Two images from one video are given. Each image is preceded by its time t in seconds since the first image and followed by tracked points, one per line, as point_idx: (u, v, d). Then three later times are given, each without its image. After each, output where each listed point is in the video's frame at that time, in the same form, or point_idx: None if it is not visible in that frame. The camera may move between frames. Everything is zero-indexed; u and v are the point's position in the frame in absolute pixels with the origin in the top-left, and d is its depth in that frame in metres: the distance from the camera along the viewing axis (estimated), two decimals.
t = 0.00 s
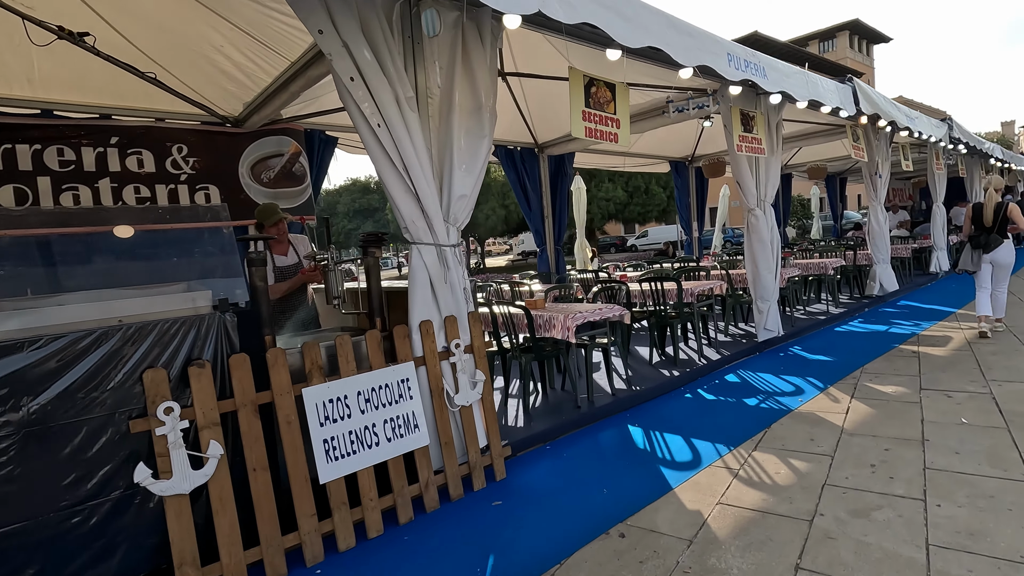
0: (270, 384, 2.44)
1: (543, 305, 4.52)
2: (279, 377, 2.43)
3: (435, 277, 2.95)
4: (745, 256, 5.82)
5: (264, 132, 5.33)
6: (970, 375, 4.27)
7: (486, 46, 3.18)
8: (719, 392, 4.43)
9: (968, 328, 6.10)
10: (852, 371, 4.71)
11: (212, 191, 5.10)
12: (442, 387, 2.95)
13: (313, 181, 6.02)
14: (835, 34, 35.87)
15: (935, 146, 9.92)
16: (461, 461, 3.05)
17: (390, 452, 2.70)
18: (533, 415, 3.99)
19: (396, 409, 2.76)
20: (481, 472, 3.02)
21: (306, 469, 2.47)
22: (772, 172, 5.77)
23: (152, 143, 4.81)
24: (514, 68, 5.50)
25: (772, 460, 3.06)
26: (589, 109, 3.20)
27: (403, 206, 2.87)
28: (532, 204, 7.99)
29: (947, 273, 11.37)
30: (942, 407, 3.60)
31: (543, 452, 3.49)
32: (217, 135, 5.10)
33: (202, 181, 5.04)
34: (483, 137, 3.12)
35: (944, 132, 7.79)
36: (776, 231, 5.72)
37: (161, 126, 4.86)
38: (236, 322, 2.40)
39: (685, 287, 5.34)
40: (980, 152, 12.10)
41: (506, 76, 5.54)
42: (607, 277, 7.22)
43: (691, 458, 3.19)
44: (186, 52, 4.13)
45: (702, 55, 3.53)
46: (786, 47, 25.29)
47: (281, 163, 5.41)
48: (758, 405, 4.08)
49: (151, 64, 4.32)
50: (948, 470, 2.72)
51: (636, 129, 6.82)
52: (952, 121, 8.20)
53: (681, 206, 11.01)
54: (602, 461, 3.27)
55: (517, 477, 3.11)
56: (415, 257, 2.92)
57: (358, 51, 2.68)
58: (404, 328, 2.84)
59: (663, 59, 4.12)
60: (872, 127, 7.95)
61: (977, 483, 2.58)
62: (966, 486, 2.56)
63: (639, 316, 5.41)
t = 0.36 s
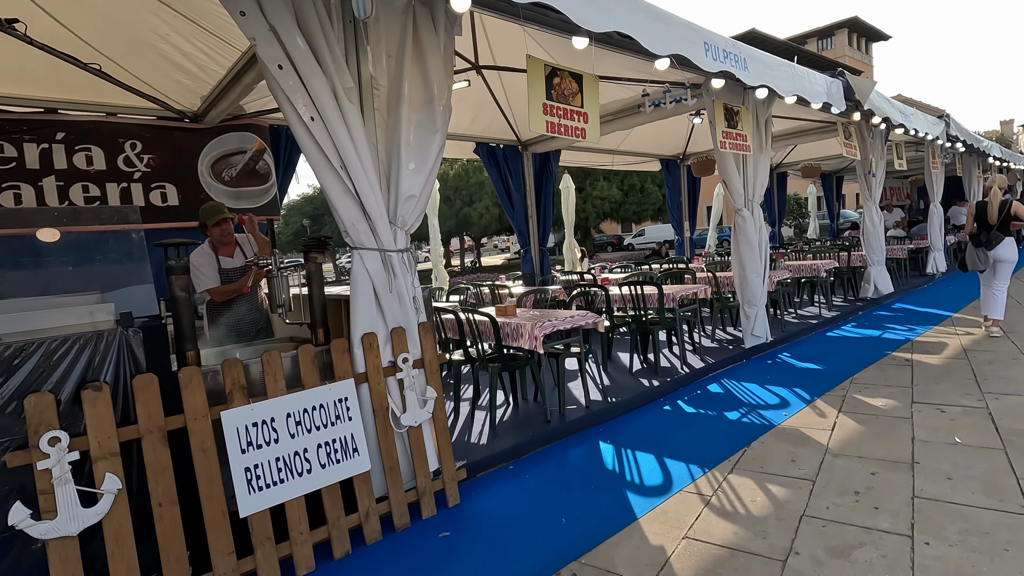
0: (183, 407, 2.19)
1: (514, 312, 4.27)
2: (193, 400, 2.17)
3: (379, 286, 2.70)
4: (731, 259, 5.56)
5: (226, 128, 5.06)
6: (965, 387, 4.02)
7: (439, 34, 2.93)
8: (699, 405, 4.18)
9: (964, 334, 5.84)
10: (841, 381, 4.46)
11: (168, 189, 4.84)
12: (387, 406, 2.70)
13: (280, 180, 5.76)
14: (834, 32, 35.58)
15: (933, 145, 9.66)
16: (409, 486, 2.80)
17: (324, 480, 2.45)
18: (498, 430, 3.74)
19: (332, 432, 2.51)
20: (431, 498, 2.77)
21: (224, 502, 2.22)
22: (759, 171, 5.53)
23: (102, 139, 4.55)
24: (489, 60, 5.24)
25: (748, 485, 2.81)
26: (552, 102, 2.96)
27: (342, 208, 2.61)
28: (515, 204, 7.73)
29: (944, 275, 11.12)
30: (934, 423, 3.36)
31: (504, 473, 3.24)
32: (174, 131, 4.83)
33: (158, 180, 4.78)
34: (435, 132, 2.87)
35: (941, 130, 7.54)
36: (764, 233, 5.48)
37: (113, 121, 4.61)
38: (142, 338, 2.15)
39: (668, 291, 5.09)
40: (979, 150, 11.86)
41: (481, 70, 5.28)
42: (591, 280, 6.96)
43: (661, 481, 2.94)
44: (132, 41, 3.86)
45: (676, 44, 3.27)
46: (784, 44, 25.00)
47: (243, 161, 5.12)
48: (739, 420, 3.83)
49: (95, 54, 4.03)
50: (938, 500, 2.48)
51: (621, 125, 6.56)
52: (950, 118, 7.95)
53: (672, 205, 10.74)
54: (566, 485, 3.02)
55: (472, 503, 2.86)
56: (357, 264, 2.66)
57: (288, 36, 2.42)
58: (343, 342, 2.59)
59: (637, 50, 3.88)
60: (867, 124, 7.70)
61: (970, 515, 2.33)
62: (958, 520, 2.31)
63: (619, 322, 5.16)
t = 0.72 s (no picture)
0: (92, 438, 1.91)
1: (492, 320, 4.01)
2: (103, 431, 1.90)
3: (328, 298, 2.43)
4: (725, 262, 5.30)
5: (191, 125, 4.76)
6: (972, 400, 3.77)
7: (399, 19, 2.66)
8: (689, 419, 3.92)
9: (968, 340, 5.60)
10: (841, 393, 4.20)
11: (128, 190, 4.57)
12: (338, 431, 2.43)
13: (252, 179, 5.49)
14: (832, 30, 35.36)
15: (933, 143, 9.41)
16: (364, 518, 2.54)
17: (262, 516, 2.19)
18: (472, 449, 3.47)
19: (272, 461, 2.24)
20: (388, 532, 2.51)
21: (140, 546, 1.94)
22: (754, 170, 5.28)
23: (55, 136, 4.27)
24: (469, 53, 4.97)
25: (738, 515, 2.55)
26: (521, 95, 2.73)
27: (285, 212, 2.35)
28: (502, 204, 7.47)
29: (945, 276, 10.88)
30: (942, 443, 3.11)
31: (474, 499, 2.97)
32: (133, 128, 4.56)
33: (117, 180, 4.52)
34: (392, 128, 2.60)
35: (943, 127, 7.29)
36: (759, 235, 5.22)
37: (66, 117, 4.32)
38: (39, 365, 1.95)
39: (657, 297, 4.82)
40: (980, 149, 11.61)
41: (462, 64, 5.02)
42: (580, 283, 6.70)
43: (644, 510, 2.68)
44: (79, 32, 3.59)
45: (661, 32, 3.00)
46: (781, 42, 24.78)
47: (209, 160, 4.86)
48: (731, 437, 3.56)
49: (41, 47, 3.70)
50: (949, 537, 2.22)
51: (610, 122, 6.30)
52: (951, 115, 7.70)
53: (667, 205, 10.43)
54: (541, 514, 2.76)
55: (436, 536, 2.60)
56: (303, 273, 2.40)
57: (218, 19, 2.14)
58: (287, 361, 2.32)
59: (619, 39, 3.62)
60: (866, 121, 7.46)
61: (986, 557, 2.08)
62: (972, 562, 2.06)
63: (606, 329, 4.90)
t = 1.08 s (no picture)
0: None
1: (473, 326, 3.65)
2: None
3: (269, 305, 2.08)
4: (726, 262, 4.96)
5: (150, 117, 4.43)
6: (999, 413, 3.45)
7: None
8: (689, 435, 3.57)
9: (984, 345, 5.28)
10: (853, 405, 3.86)
11: (80, 186, 4.17)
12: (282, 460, 2.08)
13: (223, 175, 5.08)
14: (829, 30, 35.23)
15: (938, 139, 9.12)
16: (313, 560, 2.19)
17: (183, 566, 1.84)
18: (447, 472, 3.11)
19: (197, 500, 1.89)
20: None
21: None
22: (756, 164, 4.96)
23: None
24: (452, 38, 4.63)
25: (748, 554, 2.22)
26: (496, 70, 2.43)
27: (216, 205, 1.99)
28: (491, 202, 7.12)
29: (949, 276, 10.59)
30: (973, 465, 2.78)
31: (447, 531, 2.62)
32: (86, 118, 4.17)
33: (67, 174, 4.11)
34: (347, 108, 2.25)
35: (953, 121, 6.98)
36: (763, 234, 4.89)
37: (11, 106, 3.91)
38: None
39: (654, 299, 4.47)
40: (984, 145, 11.33)
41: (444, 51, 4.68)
42: (573, 286, 6.36)
43: (639, 547, 2.34)
44: (14, 9, 3.24)
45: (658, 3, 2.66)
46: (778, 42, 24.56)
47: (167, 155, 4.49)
48: (735, 456, 3.21)
49: None
50: None
51: (605, 115, 5.96)
52: (960, 109, 7.39)
53: (664, 204, 10.14)
54: (521, 550, 2.42)
55: None
56: (238, 276, 2.05)
57: None
58: (218, 379, 1.97)
59: (612, 18, 3.28)
60: (872, 114, 7.14)
61: None
62: None
63: (599, 335, 4.53)
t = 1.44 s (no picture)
0: None
1: (446, 333, 3.41)
2: None
3: (191, 315, 1.83)
4: (719, 263, 4.71)
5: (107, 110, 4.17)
6: (1009, 425, 3.22)
7: None
8: (678, 449, 3.33)
9: (989, 349, 5.06)
10: (853, 415, 3.62)
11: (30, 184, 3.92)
12: (208, 491, 1.84)
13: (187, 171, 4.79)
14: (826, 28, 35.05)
15: (938, 135, 8.89)
16: None
17: None
18: (413, 494, 2.86)
19: (102, 539, 1.65)
20: None
21: None
22: (750, 160, 4.72)
23: None
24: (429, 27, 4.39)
25: None
26: (456, 51, 2.37)
27: (126, 202, 1.74)
28: (477, 201, 6.87)
29: (950, 276, 10.36)
30: (984, 486, 2.55)
31: (406, 563, 2.38)
32: (37, 113, 3.92)
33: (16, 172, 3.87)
34: (286, 94, 2.01)
35: (955, 117, 6.75)
36: (758, 233, 4.66)
37: None
38: None
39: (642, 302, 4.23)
40: (985, 142, 11.11)
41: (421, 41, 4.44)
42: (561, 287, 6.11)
43: None
44: None
45: None
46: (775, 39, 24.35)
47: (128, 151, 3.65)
48: (726, 474, 2.97)
49: None
50: None
51: (594, 109, 5.72)
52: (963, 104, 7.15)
53: (658, 203, 9.90)
54: None
55: None
56: (155, 283, 1.80)
57: None
58: (130, 401, 1.72)
59: None
60: (871, 108, 6.91)
61: None
62: None
63: (584, 341, 4.28)
